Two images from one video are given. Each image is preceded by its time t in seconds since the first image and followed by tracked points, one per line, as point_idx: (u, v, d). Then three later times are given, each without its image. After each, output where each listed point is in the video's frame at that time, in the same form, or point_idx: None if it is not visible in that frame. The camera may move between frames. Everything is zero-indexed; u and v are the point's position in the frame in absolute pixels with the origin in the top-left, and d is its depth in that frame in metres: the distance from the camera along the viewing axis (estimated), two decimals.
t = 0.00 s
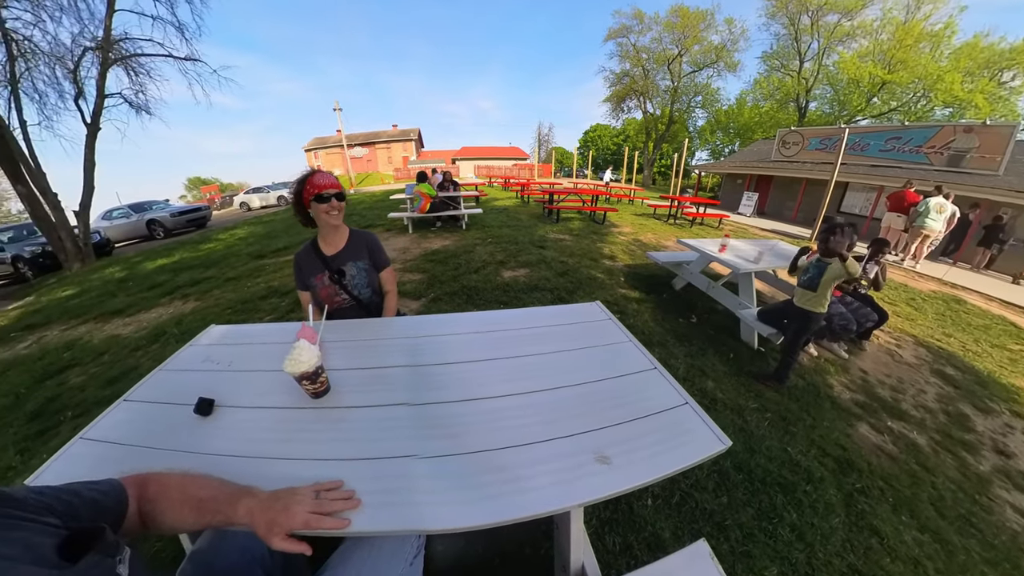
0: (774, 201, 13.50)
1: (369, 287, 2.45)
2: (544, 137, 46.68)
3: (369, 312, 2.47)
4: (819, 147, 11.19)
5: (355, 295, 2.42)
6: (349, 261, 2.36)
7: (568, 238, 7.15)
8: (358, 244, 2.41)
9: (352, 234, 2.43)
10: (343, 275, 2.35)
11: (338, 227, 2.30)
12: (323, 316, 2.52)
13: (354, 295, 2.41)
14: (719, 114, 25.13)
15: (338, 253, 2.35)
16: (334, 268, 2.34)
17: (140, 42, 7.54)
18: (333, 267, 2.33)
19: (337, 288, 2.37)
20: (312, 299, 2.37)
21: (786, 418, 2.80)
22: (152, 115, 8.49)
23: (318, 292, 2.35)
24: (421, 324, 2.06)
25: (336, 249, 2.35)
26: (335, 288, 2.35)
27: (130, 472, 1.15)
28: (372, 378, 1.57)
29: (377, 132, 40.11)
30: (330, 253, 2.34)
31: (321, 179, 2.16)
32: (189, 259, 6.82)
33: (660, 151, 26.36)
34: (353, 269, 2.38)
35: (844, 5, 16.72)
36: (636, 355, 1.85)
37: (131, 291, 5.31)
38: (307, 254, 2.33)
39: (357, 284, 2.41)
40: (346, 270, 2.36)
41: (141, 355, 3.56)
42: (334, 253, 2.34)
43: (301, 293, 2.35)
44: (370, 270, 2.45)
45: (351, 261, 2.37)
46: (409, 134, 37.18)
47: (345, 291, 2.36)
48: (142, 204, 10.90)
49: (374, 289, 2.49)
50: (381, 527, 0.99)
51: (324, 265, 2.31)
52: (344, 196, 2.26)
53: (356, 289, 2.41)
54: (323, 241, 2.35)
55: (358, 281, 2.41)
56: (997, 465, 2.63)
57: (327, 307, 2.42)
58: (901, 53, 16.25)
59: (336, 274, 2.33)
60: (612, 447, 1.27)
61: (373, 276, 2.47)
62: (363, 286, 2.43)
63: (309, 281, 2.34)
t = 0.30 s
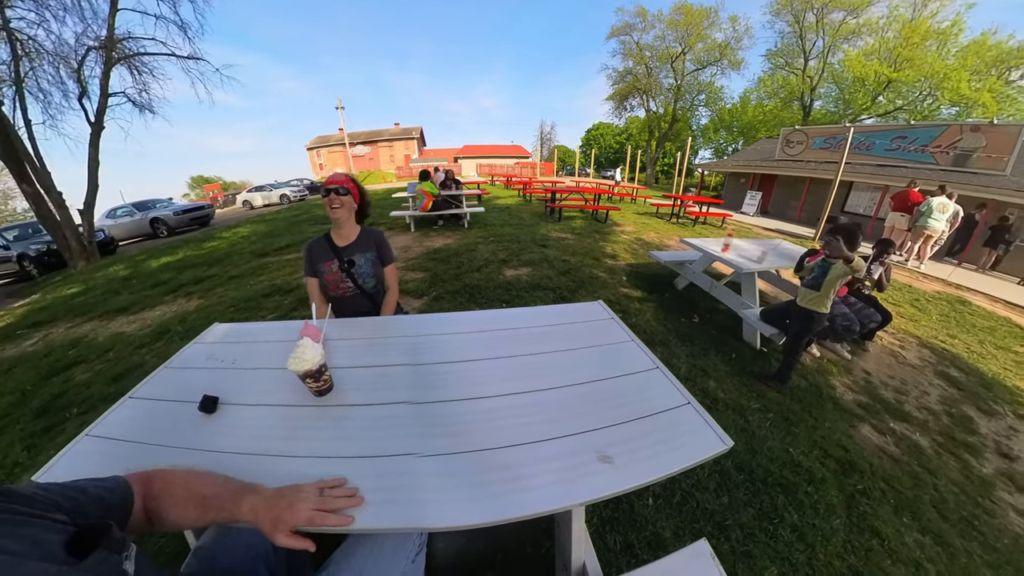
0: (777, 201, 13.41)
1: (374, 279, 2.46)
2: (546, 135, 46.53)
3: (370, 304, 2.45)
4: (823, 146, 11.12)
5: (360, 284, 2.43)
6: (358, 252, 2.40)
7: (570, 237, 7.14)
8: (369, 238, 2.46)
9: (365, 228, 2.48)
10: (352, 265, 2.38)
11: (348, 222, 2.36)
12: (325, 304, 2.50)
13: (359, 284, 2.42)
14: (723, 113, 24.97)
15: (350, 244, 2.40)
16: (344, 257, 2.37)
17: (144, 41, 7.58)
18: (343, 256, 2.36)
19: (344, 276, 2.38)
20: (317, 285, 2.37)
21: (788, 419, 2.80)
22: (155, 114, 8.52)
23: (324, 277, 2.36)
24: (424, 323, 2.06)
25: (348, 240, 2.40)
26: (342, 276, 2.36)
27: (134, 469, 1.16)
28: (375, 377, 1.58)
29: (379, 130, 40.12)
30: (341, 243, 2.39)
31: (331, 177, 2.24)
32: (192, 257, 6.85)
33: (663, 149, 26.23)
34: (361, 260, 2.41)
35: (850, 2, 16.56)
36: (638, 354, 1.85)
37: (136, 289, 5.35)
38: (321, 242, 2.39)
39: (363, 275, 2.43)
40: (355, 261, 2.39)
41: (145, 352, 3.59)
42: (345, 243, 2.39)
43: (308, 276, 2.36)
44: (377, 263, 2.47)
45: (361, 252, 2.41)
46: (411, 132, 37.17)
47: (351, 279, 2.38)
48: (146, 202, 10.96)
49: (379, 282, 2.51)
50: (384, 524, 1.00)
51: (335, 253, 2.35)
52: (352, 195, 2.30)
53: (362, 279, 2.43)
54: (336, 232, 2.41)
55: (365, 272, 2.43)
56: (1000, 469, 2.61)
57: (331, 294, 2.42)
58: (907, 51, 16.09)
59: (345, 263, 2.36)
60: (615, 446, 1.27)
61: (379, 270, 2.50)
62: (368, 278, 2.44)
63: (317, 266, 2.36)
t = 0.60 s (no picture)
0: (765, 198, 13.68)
1: (368, 279, 2.44)
2: (537, 135, 46.59)
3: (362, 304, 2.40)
4: (809, 145, 11.40)
5: (353, 282, 2.40)
6: (354, 252, 2.40)
7: (562, 236, 7.17)
8: (367, 240, 2.48)
9: (363, 231, 2.51)
10: (347, 263, 2.37)
11: (351, 225, 2.36)
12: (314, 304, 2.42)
13: (352, 282, 2.39)
14: (711, 112, 25.39)
15: (347, 244, 2.40)
16: (340, 255, 2.36)
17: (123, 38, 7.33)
18: (338, 254, 2.36)
19: (339, 274, 2.36)
20: (310, 282, 2.33)
21: (779, 412, 2.86)
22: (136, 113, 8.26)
23: (318, 274, 2.33)
24: (418, 325, 2.05)
25: (346, 240, 2.41)
26: (336, 273, 2.34)
27: (119, 484, 1.12)
28: (369, 381, 1.56)
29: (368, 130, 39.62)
30: (338, 242, 2.39)
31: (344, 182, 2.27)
32: (177, 261, 6.66)
33: (652, 148, 26.52)
34: (357, 259, 2.40)
35: (834, 5, 16.97)
36: (632, 353, 1.86)
37: (118, 295, 5.18)
38: (318, 241, 2.39)
39: (358, 274, 2.41)
40: (350, 259, 2.38)
41: (130, 360, 3.48)
42: (343, 243, 2.40)
43: (301, 273, 2.32)
44: (372, 263, 2.46)
45: (357, 252, 2.41)
46: (401, 131, 36.80)
47: (345, 276, 2.35)
48: (128, 205, 10.63)
49: (372, 281, 2.49)
50: (382, 532, 0.99)
51: (331, 250, 2.34)
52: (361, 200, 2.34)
53: (355, 277, 2.40)
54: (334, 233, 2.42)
55: (359, 270, 2.42)
56: (981, 455, 2.72)
57: (323, 292, 2.37)
58: (888, 52, 16.58)
59: (340, 261, 2.35)
60: (612, 446, 1.28)
61: (374, 270, 2.49)
62: (362, 276, 2.43)
63: (312, 263, 2.33)
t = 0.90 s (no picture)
0: (751, 196, 13.97)
1: (361, 281, 2.43)
2: (527, 134, 46.59)
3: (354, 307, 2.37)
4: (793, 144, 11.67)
5: (347, 284, 2.38)
6: (347, 254, 2.39)
7: (554, 236, 7.19)
8: (360, 242, 2.47)
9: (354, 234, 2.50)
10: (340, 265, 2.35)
11: (346, 228, 2.35)
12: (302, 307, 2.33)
13: (346, 285, 2.37)
14: (699, 112, 25.82)
15: (340, 246, 2.38)
16: (332, 257, 2.33)
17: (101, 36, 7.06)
18: (331, 256, 2.33)
19: (332, 276, 2.33)
20: (300, 284, 2.25)
21: (769, 405, 2.93)
22: (115, 113, 7.97)
23: (310, 276, 2.27)
24: (410, 328, 2.03)
25: (338, 243, 2.39)
26: (329, 275, 2.31)
27: (98, 503, 1.08)
28: (360, 387, 1.54)
29: (356, 130, 39.05)
30: (331, 244, 2.36)
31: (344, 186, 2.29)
32: (159, 266, 6.45)
33: (642, 147, 26.83)
34: (350, 261, 2.39)
35: (817, 7, 17.41)
36: (626, 351, 1.88)
37: (97, 302, 5.00)
38: (308, 243, 2.33)
39: (351, 276, 2.40)
40: (344, 261, 2.36)
41: (111, 370, 3.36)
42: (335, 245, 2.37)
43: (291, 274, 2.24)
44: (365, 266, 2.46)
45: (350, 254, 2.40)
46: (390, 131, 36.39)
47: (339, 278, 2.33)
48: (106, 209, 10.25)
49: (365, 284, 2.48)
50: (376, 541, 0.97)
51: (324, 252, 2.30)
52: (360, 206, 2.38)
53: (349, 279, 2.38)
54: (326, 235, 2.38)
55: (353, 272, 2.40)
56: (961, 442, 2.83)
57: (314, 294, 2.31)
58: (869, 54, 17.08)
59: (333, 263, 2.32)
60: (607, 447, 1.29)
61: (366, 272, 2.48)
62: (356, 279, 2.41)
63: (303, 264, 2.27)
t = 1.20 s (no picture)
0: (738, 194, 14.26)
1: (349, 289, 2.37)
2: (517, 134, 46.59)
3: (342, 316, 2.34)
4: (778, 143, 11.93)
5: (335, 293, 2.33)
6: (333, 261, 2.31)
7: (545, 235, 7.22)
8: (347, 245, 2.38)
9: (339, 236, 2.40)
10: (326, 273, 2.28)
11: (328, 229, 2.27)
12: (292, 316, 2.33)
13: (334, 294, 2.32)
14: (687, 112, 26.23)
15: (326, 252, 2.30)
16: (317, 266, 2.26)
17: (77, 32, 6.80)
18: (316, 265, 2.25)
19: (318, 286, 2.27)
20: (286, 295, 2.22)
21: (760, 399, 3.00)
22: (92, 113, 7.68)
23: (296, 287, 2.23)
24: (403, 331, 2.01)
25: (322, 248, 2.30)
26: (315, 285, 2.25)
27: (82, 521, 1.03)
28: (353, 392, 1.51)
29: (344, 129, 38.49)
30: (315, 250, 2.28)
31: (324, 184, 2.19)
32: (141, 271, 6.25)
33: (631, 147, 27.13)
34: (336, 268, 2.32)
35: (800, 9, 17.84)
36: (620, 349, 1.90)
37: (77, 309, 4.82)
38: (290, 250, 2.25)
39: (338, 284, 2.33)
40: (330, 269, 2.29)
41: (93, 380, 3.24)
42: (319, 251, 2.29)
43: (276, 285, 2.20)
44: (352, 272, 2.39)
45: (336, 260, 2.32)
46: (379, 130, 35.95)
47: (326, 289, 2.27)
48: (84, 212, 9.87)
49: (354, 290, 2.42)
50: (374, 549, 0.96)
51: (308, 261, 2.23)
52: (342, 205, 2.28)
53: (336, 288, 2.32)
54: (310, 239, 2.29)
55: (340, 280, 2.34)
56: (942, 429, 2.95)
57: (302, 304, 2.28)
58: (850, 55, 17.60)
59: (319, 272, 2.26)
60: (603, 445, 1.30)
61: (354, 278, 2.41)
62: (343, 287, 2.35)
63: (288, 275, 2.21)
